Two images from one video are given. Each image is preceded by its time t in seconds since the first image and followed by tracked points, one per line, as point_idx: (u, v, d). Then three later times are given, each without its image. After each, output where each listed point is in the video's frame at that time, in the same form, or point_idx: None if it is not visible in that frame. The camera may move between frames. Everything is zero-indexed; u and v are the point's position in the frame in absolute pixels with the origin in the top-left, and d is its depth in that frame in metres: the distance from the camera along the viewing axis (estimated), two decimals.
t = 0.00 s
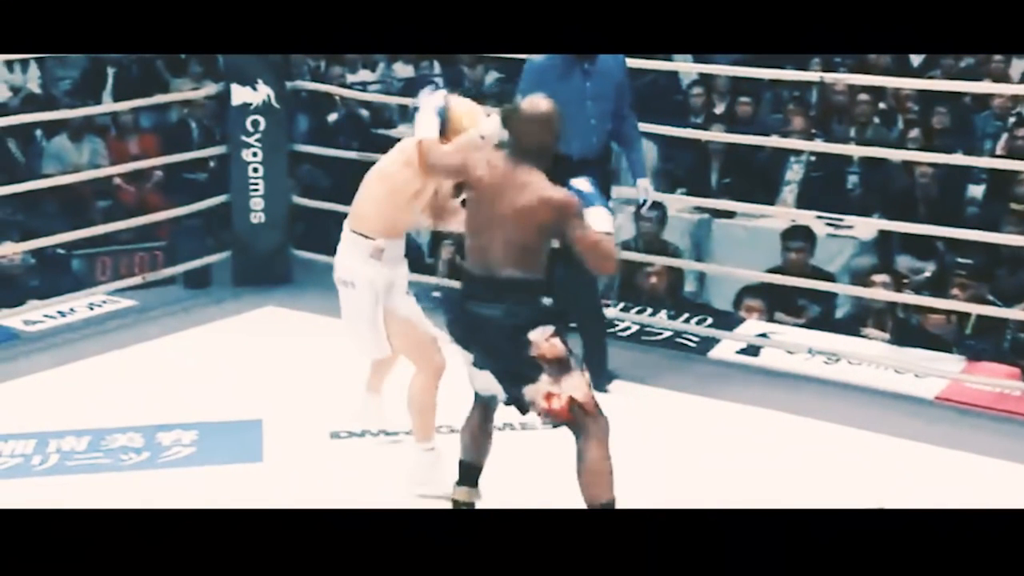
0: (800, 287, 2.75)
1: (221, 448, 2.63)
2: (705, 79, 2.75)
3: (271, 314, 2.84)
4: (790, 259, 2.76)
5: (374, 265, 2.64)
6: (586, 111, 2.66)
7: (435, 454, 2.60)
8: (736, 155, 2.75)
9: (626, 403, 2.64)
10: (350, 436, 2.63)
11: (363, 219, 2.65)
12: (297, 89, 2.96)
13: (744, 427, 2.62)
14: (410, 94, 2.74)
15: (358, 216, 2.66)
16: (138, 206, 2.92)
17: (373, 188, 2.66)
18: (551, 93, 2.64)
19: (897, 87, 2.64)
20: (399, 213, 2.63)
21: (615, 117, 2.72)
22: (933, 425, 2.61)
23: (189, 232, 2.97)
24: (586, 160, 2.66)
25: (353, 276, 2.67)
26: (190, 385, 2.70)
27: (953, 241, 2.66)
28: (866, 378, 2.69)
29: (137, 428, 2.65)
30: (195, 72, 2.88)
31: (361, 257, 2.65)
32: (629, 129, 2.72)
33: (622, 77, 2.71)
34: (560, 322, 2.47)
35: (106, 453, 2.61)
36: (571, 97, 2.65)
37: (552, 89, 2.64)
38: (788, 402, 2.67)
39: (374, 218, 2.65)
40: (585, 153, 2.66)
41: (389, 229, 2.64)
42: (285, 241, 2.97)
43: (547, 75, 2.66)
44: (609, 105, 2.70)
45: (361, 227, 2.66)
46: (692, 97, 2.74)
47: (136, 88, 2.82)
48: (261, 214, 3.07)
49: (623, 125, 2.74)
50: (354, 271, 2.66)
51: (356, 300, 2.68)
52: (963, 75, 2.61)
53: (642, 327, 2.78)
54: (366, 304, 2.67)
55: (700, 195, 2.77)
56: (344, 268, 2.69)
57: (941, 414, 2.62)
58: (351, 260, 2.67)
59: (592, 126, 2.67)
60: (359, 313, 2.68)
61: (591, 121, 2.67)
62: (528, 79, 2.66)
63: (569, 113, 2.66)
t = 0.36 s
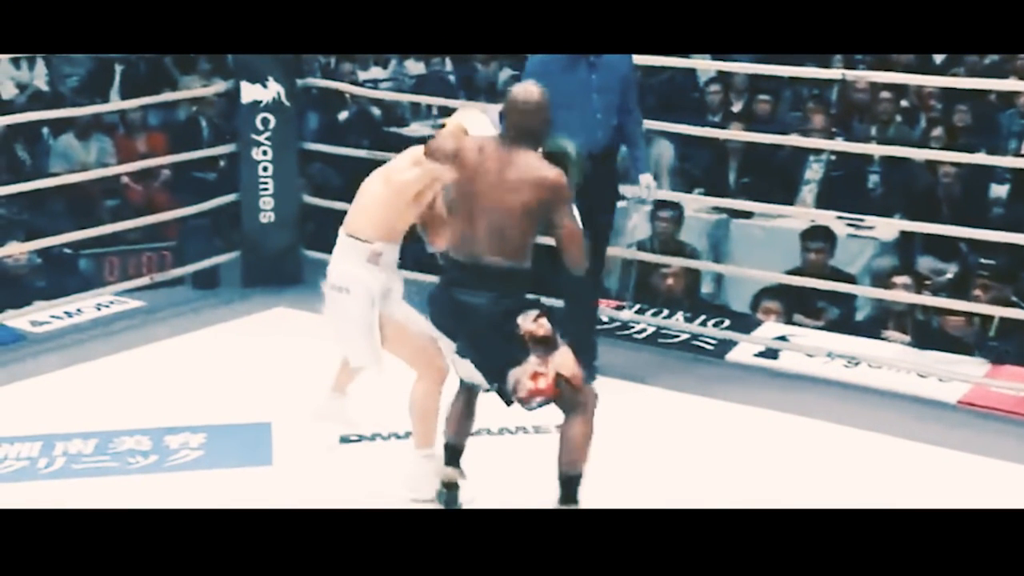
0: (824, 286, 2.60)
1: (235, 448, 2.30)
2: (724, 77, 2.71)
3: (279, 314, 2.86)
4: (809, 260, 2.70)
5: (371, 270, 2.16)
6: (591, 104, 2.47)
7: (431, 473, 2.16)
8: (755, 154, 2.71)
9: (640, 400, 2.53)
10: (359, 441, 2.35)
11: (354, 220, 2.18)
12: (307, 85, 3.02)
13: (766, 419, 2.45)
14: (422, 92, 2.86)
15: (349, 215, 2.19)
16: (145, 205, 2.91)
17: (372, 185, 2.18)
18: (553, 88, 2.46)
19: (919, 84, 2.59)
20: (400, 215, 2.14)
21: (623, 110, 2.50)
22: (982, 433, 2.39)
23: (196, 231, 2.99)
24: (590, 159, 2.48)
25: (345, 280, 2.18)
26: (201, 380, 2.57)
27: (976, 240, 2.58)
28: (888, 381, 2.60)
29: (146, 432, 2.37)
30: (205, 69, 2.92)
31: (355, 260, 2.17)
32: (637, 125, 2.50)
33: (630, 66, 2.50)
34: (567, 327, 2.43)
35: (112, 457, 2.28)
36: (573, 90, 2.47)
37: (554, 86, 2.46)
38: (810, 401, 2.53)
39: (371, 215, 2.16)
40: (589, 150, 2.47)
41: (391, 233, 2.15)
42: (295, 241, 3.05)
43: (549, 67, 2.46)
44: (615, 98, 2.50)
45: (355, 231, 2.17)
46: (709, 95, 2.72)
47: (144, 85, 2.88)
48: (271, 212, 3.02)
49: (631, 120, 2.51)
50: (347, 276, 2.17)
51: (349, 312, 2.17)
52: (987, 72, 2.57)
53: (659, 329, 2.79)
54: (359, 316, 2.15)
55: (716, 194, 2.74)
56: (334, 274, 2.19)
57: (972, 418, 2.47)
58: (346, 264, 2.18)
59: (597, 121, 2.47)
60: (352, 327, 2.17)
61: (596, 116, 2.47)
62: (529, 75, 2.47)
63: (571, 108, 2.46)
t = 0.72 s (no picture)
0: (833, 285, 2.58)
1: (237, 449, 2.28)
2: (732, 75, 2.68)
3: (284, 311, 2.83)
4: (818, 260, 2.68)
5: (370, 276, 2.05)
6: (592, 101, 2.45)
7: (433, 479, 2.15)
8: (765, 152, 2.68)
9: (647, 399, 2.50)
10: (365, 441, 2.32)
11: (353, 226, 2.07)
12: (313, 83, 3.01)
13: (774, 420, 2.43)
14: (427, 91, 2.87)
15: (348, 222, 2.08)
16: (148, 204, 2.90)
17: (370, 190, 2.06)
18: (554, 87, 2.44)
19: (929, 82, 2.56)
20: (402, 220, 2.02)
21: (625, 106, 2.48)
22: (993, 435, 2.36)
23: (200, 231, 2.97)
24: (592, 158, 2.48)
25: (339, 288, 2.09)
26: (205, 380, 2.55)
27: (987, 240, 2.54)
28: (897, 382, 2.57)
29: (150, 433, 2.34)
30: (210, 67, 2.92)
31: (353, 267, 2.06)
32: (638, 121, 2.49)
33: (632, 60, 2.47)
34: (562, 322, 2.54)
35: (116, 457, 2.26)
36: (575, 88, 2.44)
37: (557, 86, 2.43)
38: (817, 401, 2.51)
39: (371, 221, 2.05)
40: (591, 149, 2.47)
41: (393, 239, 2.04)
42: (299, 240, 3.02)
43: (550, 66, 2.42)
44: (616, 94, 2.47)
45: (356, 238, 2.06)
46: (717, 93, 2.70)
47: (148, 82, 2.86)
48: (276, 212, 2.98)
49: (632, 116, 2.50)
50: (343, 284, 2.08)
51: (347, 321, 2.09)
52: (999, 71, 2.54)
53: (666, 329, 2.78)
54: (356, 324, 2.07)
55: (725, 193, 2.72)
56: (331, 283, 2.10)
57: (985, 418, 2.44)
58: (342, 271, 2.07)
59: (599, 118, 2.46)
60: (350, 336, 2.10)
61: (598, 113, 2.46)
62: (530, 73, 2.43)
63: (572, 107, 2.44)
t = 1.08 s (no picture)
0: (850, 287, 2.53)
1: (245, 452, 2.24)
2: (747, 72, 2.64)
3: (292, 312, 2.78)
4: (837, 262, 2.62)
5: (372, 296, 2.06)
6: (596, 98, 2.45)
7: (440, 485, 2.14)
8: (782, 150, 2.63)
9: (659, 406, 2.48)
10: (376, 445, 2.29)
11: (351, 243, 2.07)
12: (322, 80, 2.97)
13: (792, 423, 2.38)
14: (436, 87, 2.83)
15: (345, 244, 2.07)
16: (155, 202, 2.85)
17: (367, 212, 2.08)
18: (557, 83, 2.45)
19: (951, 78, 2.50)
20: (404, 239, 2.06)
21: (629, 104, 2.48)
22: (1017, 440, 2.30)
23: (207, 230, 2.93)
24: (594, 155, 2.47)
25: (340, 304, 2.08)
26: (213, 381, 2.51)
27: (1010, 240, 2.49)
28: (917, 385, 2.51)
29: (156, 436, 2.30)
30: (217, 63, 2.88)
31: (351, 284, 2.07)
32: (641, 119, 2.48)
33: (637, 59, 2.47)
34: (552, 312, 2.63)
35: (122, 460, 2.21)
36: (579, 85, 2.44)
37: (560, 83, 2.43)
38: (832, 403, 2.48)
39: (374, 240, 2.05)
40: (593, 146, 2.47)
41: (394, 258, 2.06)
42: (307, 240, 2.98)
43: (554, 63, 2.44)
44: (620, 91, 2.47)
45: (355, 256, 2.06)
46: (733, 91, 2.66)
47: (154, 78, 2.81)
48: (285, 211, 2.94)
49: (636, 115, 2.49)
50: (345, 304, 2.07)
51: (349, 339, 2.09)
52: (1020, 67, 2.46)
53: (682, 330, 2.74)
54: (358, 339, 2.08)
55: (742, 192, 2.67)
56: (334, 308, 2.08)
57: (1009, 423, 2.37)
58: (344, 291, 2.07)
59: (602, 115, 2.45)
60: (352, 351, 2.09)
61: (602, 110, 2.45)
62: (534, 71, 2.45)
63: (575, 103, 2.44)
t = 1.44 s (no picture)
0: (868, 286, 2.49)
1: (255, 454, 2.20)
2: (766, 67, 2.58)
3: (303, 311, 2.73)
4: (857, 261, 2.56)
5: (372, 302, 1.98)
6: (603, 95, 2.41)
7: (453, 473, 2.03)
8: (802, 148, 2.58)
9: (675, 407, 2.44)
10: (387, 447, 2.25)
11: (348, 249, 1.99)
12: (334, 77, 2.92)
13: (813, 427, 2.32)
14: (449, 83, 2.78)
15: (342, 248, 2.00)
16: (164, 200, 2.81)
17: (358, 216, 2.00)
18: (563, 80, 2.41)
19: (976, 74, 2.44)
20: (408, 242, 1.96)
21: (636, 102, 2.43)
22: None
23: (217, 228, 2.89)
24: (600, 154, 2.43)
25: (342, 309, 1.99)
26: (222, 382, 2.47)
27: None
28: (941, 388, 2.47)
29: (164, 438, 2.25)
30: (228, 59, 2.84)
31: (352, 289, 1.99)
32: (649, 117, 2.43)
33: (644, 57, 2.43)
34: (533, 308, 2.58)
35: (130, 462, 2.17)
36: (584, 82, 2.40)
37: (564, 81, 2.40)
38: (851, 405, 2.43)
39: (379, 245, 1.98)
40: (599, 144, 2.43)
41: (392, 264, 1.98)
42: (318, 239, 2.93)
43: (559, 60, 2.40)
44: (627, 89, 2.43)
45: (356, 262, 1.99)
46: (752, 88, 2.60)
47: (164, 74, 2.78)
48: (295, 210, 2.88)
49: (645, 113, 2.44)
50: (343, 308, 1.99)
51: (343, 346, 1.98)
52: None
53: (700, 331, 2.70)
54: (354, 345, 1.98)
55: (761, 191, 2.62)
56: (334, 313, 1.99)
57: None
58: (345, 294, 1.99)
59: (609, 112, 2.41)
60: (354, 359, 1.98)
61: (608, 107, 2.41)
62: (538, 69, 2.42)
63: (579, 101, 2.41)
